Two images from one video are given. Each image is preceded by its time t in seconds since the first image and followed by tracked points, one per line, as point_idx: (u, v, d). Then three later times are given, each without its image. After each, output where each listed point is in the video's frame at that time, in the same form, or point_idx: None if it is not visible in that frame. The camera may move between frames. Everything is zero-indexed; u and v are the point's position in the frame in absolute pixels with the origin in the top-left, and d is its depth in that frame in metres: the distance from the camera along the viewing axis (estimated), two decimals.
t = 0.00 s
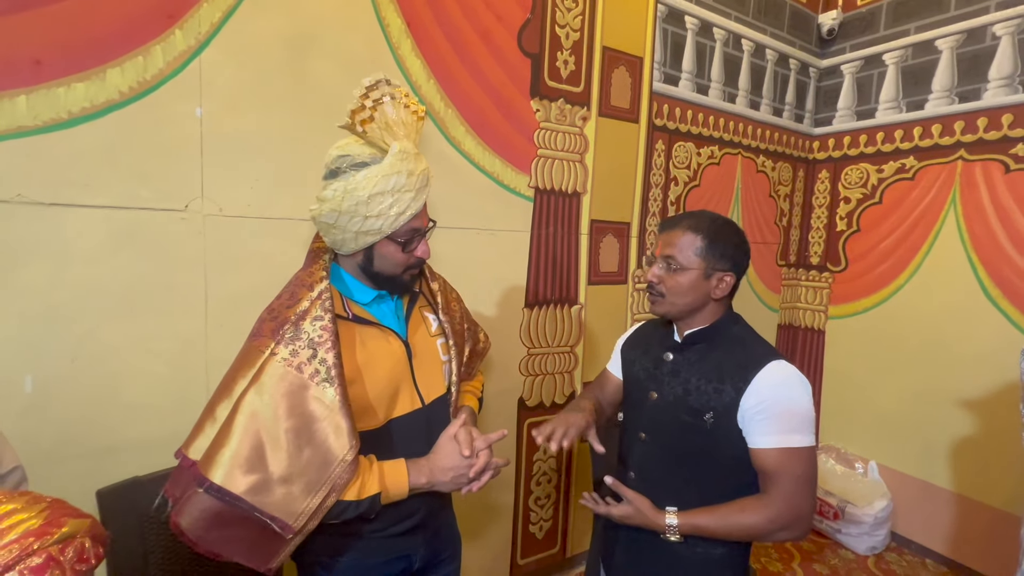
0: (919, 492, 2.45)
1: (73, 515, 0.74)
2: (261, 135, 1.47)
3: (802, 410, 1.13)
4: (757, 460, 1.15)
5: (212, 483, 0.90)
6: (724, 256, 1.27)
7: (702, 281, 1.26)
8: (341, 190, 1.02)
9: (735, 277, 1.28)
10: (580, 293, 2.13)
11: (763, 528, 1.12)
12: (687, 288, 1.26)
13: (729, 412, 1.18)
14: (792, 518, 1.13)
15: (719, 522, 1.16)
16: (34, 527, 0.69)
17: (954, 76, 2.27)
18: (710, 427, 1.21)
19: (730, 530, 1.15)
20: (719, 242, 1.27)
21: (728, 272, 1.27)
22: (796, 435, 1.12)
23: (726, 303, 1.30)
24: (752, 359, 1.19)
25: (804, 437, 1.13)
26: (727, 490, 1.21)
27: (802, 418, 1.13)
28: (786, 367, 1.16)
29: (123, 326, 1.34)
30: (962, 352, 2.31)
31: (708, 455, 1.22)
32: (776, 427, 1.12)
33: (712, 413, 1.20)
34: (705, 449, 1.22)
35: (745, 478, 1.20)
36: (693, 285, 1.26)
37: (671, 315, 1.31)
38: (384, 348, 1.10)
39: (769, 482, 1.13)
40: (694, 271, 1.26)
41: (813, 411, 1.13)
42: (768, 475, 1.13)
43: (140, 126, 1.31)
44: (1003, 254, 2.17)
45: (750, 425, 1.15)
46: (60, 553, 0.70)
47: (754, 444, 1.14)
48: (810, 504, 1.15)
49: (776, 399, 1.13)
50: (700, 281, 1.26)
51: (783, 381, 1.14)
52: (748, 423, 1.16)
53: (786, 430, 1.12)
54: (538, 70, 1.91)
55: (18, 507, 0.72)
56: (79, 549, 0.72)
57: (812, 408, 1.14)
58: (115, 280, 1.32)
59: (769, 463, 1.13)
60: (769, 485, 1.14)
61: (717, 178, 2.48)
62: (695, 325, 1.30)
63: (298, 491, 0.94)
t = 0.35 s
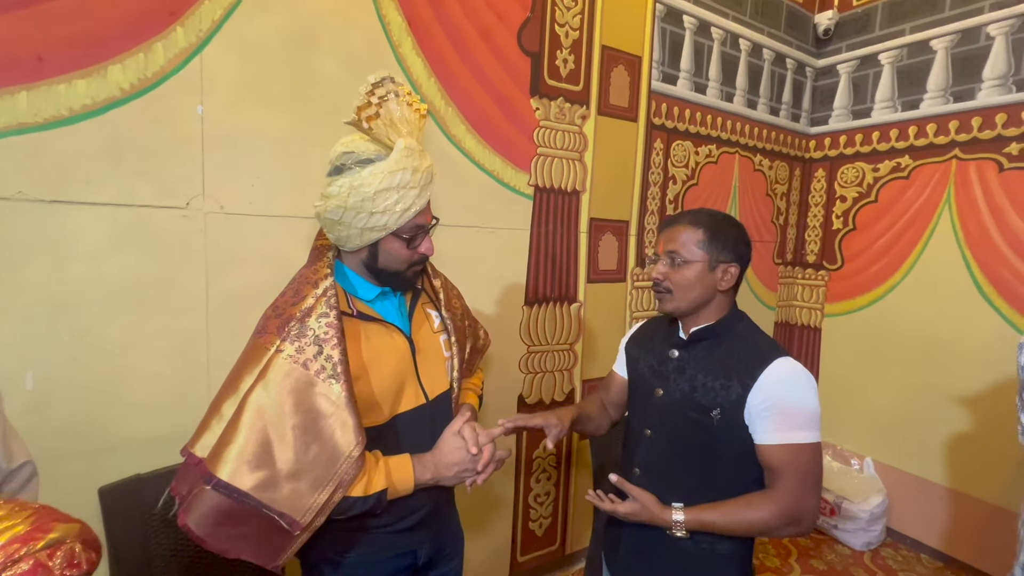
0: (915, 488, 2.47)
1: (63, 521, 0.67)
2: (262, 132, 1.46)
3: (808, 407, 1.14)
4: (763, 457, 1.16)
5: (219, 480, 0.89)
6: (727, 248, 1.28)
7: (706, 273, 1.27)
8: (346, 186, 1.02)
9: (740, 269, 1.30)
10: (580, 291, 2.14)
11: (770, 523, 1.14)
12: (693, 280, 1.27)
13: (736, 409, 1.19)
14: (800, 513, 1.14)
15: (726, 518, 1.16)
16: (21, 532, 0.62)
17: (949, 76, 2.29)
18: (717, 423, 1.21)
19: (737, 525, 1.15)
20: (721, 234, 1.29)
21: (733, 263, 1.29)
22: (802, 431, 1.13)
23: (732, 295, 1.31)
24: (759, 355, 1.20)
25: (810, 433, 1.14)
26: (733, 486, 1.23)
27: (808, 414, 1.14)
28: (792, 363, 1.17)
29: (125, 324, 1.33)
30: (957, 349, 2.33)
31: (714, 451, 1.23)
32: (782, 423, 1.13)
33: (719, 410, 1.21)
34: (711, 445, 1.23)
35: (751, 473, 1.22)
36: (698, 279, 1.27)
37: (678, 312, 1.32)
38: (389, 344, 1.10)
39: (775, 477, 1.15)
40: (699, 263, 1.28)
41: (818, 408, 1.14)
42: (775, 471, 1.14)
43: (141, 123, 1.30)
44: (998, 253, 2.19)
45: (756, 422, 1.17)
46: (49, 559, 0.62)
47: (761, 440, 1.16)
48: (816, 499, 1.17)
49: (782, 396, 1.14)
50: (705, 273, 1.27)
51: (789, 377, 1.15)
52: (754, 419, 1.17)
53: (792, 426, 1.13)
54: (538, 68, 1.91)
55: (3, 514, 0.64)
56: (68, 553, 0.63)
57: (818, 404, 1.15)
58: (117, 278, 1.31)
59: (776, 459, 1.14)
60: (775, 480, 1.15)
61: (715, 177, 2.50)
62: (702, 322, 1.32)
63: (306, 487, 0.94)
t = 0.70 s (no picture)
0: (913, 488, 2.42)
1: None
2: (236, 119, 1.39)
3: (808, 406, 1.07)
4: (761, 459, 1.10)
5: (170, 490, 0.82)
6: (722, 244, 1.21)
7: (698, 270, 1.21)
8: (314, 169, 0.96)
9: (735, 267, 1.23)
10: (572, 286, 2.08)
11: (768, 531, 1.08)
12: (683, 276, 1.21)
13: (731, 409, 1.13)
14: (800, 521, 1.08)
15: (722, 526, 1.10)
16: None
17: (947, 67, 2.24)
18: (711, 424, 1.16)
19: (733, 534, 1.09)
20: (718, 229, 1.22)
21: (727, 261, 1.22)
22: (802, 433, 1.07)
23: (725, 296, 1.25)
24: (756, 352, 1.13)
25: (811, 434, 1.08)
26: (731, 492, 1.16)
27: (809, 414, 1.07)
28: (791, 360, 1.11)
29: (88, 319, 1.25)
30: (957, 346, 2.28)
31: (709, 455, 1.17)
32: (780, 424, 1.07)
33: (712, 411, 1.15)
34: (706, 448, 1.17)
35: (749, 478, 1.15)
36: (687, 275, 1.21)
37: (666, 307, 1.26)
38: (363, 342, 1.03)
39: (773, 483, 1.09)
40: (691, 259, 1.21)
41: (820, 407, 1.08)
42: (775, 477, 1.09)
43: (103, 106, 1.22)
44: (998, 248, 2.15)
45: (753, 423, 1.11)
46: None
47: (757, 442, 1.10)
48: (819, 506, 1.10)
49: (780, 395, 1.08)
50: (697, 269, 1.21)
51: (787, 375, 1.09)
52: (751, 420, 1.11)
53: (791, 427, 1.07)
54: (528, 56, 1.85)
55: None
56: None
57: (819, 403, 1.09)
58: (79, 271, 1.23)
59: (774, 462, 1.08)
60: (773, 485, 1.09)
61: (710, 171, 2.44)
62: (694, 317, 1.26)
63: (267, 497, 0.87)
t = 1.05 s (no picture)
0: (910, 490, 2.37)
1: None
2: (202, 107, 1.32)
3: (796, 410, 1.01)
4: (746, 466, 1.04)
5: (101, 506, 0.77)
6: (713, 241, 1.15)
7: (686, 268, 1.15)
8: (266, 153, 0.90)
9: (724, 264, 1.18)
10: (560, 284, 2.01)
11: (752, 545, 1.01)
12: (671, 275, 1.15)
13: (713, 412, 1.08)
14: (787, 536, 1.01)
15: (704, 538, 1.04)
16: None
17: (945, 59, 2.19)
18: (693, 429, 1.10)
19: (715, 547, 1.04)
20: (709, 225, 1.15)
21: (717, 259, 1.16)
22: (790, 438, 1.00)
23: (713, 294, 1.20)
24: (743, 352, 1.07)
25: (800, 440, 1.01)
26: (715, 502, 1.10)
27: (797, 418, 1.01)
28: (780, 361, 1.05)
29: (41, 317, 1.18)
30: (954, 345, 2.23)
31: (692, 462, 1.11)
32: (766, 429, 1.01)
33: (695, 414, 1.10)
34: (689, 455, 1.11)
35: (734, 488, 1.09)
36: (676, 273, 1.15)
37: (651, 306, 1.21)
38: (324, 341, 0.97)
39: (760, 492, 1.02)
40: (679, 257, 1.15)
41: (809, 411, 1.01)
42: (761, 486, 1.02)
43: (56, 91, 1.15)
44: (996, 244, 2.09)
45: (738, 428, 1.04)
46: None
47: (742, 449, 1.04)
48: (810, 518, 1.03)
49: (766, 397, 1.01)
50: (686, 267, 1.15)
51: (774, 376, 1.03)
52: (736, 425, 1.05)
53: (778, 432, 1.00)
54: (514, 45, 1.78)
55: None
56: None
57: (808, 407, 1.02)
58: (31, 265, 1.16)
59: (762, 470, 1.01)
60: (759, 495, 1.02)
61: (703, 165, 2.38)
62: (679, 315, 1.21)
63: (212, 512, 0.81)
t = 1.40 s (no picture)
0: (906, 489, 2.34)
1: None
2: (179, 98, 1.28)
3: (788, 408, 0.98)
4: (737, 468, 1.00)
5: (54, 514, 0.73)
6: (711, 239, 1.13)
7: (684, 267, 1.12)
8: (233, 141, 0.87)
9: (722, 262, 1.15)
10: (552, 281, 1.98)
11: (743, 548, 0.99)
12: (667, 273, 1.12)
13: (703, 411, 1.04)
14: (779, 538, 0.98)
15: (694, 541, 1.01)
16: None
17: (943, 53, 2.16)
18: (682, 428, 1.07)
19: (705, 550, 1.00)
20: (706, 221, 1.13)
21: (715, 257, 1.14)
22: (782, 437, 0.97)
23: (708, 291, 1.17)
24: (735, 349, 1.04)
25: (792, 439, 0.98)
26: (703, 505, 1.07)
27: (789, 416, 0.98)
28: (771, 357, 1.02)
29: (11, 314, 1.14)
30: (951, 342, 2.20)
31: (681, 463, 1.08)
32: (757, 428, 0.98)
33: (684, 413, 1.07)
34: (677, 455, 1.08)
35: (724, 490, 1.06)
36: (673, 273, 1.12)
37: (645, 303, 1.17)
38: (298, 340, 0.94)
39: (751, 494, 1.00)
40: (675, 257, 1.11)
41: (801, 409, 0.99)
42: (752, 488, 0.99)
43: (26, 81, 1.11)
44: (994, 240, 2.07)
45: (728, 427, 1.01)
46: None
47: (733, 448, 1.00)
48: (802, 520, 1.01)
49: (757, 395, 0.98)
50: (683, 267, 1.12)
51: (766, 373, 1.00)
52: (726, 424, 1.02)
53: (769, 431, 0.97)
54: (504, 37, 1.75)
55: None
56: None
57: (800, 405, 1.00)
58: None
59: (752, 472, 0.98)
60: (750, 497, 1.00)
61: (698, 161, 2.35)
62: (670, 312, 1.17)
63: (174, 520, 0.77)
